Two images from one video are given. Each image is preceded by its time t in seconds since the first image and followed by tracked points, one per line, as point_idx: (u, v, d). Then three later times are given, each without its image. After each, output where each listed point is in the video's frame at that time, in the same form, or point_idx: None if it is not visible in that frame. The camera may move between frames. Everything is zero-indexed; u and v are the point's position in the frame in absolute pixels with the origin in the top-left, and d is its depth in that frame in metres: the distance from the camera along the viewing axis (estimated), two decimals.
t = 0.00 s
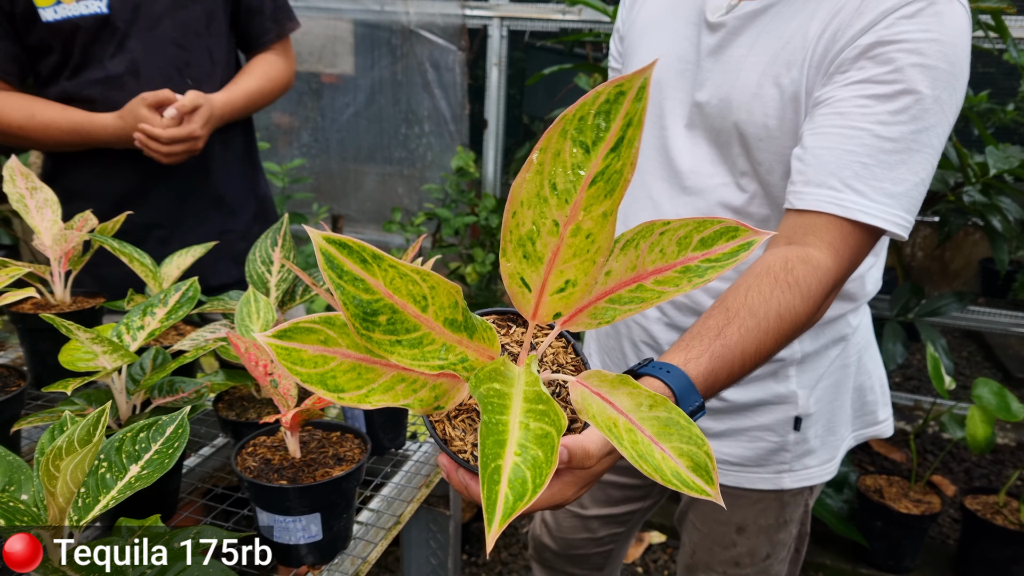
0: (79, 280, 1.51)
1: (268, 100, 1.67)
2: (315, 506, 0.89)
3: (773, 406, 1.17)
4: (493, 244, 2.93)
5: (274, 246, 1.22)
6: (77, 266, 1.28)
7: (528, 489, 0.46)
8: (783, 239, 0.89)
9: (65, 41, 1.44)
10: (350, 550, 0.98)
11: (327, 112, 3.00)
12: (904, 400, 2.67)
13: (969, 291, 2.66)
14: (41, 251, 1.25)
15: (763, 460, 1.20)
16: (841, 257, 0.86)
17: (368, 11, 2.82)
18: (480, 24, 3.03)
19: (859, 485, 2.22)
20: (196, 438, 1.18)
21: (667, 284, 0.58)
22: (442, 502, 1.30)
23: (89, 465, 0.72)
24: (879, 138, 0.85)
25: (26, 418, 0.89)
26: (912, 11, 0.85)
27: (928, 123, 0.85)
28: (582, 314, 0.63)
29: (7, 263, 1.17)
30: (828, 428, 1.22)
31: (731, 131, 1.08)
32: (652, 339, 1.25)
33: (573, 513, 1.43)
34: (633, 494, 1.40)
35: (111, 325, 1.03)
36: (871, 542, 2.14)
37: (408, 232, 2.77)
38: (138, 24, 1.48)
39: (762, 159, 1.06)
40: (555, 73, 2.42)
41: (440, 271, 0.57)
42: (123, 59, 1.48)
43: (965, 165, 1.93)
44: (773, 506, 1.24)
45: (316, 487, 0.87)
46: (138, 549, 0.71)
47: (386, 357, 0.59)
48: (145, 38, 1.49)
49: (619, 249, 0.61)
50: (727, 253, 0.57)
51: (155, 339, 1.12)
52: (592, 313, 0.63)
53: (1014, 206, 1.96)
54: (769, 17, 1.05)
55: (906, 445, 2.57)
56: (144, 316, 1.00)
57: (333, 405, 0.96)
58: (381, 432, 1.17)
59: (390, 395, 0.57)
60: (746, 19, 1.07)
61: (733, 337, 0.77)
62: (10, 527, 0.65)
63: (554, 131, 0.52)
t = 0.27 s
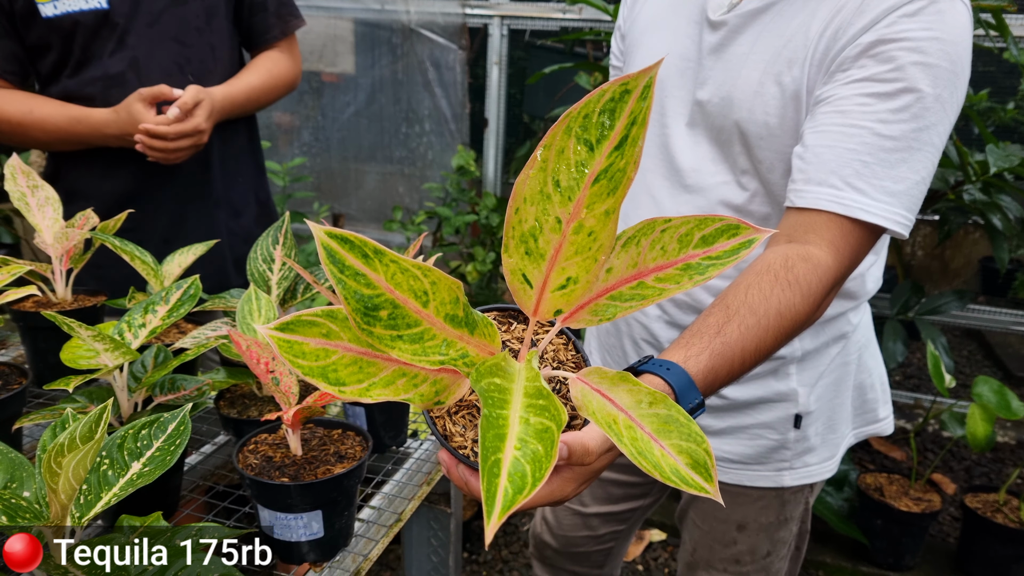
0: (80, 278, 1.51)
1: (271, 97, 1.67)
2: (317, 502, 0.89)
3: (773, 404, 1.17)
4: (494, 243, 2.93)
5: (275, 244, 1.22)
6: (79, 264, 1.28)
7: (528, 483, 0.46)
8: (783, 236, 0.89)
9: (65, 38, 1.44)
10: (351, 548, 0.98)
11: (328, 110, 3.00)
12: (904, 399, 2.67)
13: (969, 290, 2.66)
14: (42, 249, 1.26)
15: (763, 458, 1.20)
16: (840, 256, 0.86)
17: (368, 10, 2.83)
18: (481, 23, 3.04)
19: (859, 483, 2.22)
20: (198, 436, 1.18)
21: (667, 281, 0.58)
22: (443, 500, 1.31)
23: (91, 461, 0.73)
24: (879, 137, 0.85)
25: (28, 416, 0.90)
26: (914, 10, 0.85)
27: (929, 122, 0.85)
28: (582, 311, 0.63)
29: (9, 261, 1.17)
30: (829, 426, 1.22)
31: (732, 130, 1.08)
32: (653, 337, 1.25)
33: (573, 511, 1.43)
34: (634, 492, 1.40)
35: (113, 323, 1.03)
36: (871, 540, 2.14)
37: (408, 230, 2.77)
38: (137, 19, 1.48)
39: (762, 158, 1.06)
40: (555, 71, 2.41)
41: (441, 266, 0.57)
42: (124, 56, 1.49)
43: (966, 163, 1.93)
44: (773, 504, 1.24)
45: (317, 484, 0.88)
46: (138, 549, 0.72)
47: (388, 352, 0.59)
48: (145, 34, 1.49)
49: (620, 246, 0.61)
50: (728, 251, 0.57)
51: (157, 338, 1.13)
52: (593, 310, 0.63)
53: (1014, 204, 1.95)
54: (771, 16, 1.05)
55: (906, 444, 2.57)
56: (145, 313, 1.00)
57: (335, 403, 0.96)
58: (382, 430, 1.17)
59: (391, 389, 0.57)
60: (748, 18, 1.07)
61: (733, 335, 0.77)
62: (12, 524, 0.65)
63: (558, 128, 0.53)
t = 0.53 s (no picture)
0: (81, 276, 1.52)
1: (272, 102, 1.67)
2: (318, 501, 0.89)
3: (773, 403, 1.17)
4: (495, 242, 2.93)
5: (276, 243, 1.22)
6: (80, 263, 1.28)
7: (527, 480, 0.46)
8: (784, 235, 0.89)
9: (69, 33, 1.44)
10: (352, 547, 0.98)
11: (329, 110, 3.01)
12: (904, 398, 2.67)
13: (969, 289, 2.66)
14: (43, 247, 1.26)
15: (764, 457, 1.20)
16: (841, 254, 0.86)
17: (369, 9, 2.82)
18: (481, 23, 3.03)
19: (859, 482, 2.22)
20: (199, 435, 1.18)
21: (667, 277, 0.59)
22: (443, 499, 1.31)
23: (92, 459, 0.73)
24: (880, 135, 0.85)
25: (29, 414, 0.90)
26: (914, 8, 0.85)
27: (929, 120, 0.85)
28: (582, 308, 0.63)
29: (10, 259, 1.17)
30: (829, 425, 1.22)
31: (733, 129, 1.08)
32: (653, 336, 1.25)
33: (573, 510, 1.43)
34: (634, 491, 1.41)
35: (113, 322, 1.03)
36: (871, 539, 2.14)
37: (409, 229, 2.77)
38: (142, 17, 1.48)
39: (763, 157, 1.06)
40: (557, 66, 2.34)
41: (439, 263, 0.57)
42: (128, 53, 1.49)
43: (966, 163, 1.93)
44: (774, 503, 1.24)
45: (318, 483, 0.88)
46: (138, 549, 0.71)
47: (387, 350, 0.59)
48: (149, 31, 1.50)
49: (619, 243, 0.61)
50: (727, 247, 0.57)
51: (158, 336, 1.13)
52: (592, 307, 0.63)
53: (1015, 204, 1.95)
54: (771, 14, 1.05)
55: (906, 443, 2.57)
56: (146, 312, 1.01)
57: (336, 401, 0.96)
58: (383, 429, 1.17)
59: (390, 387, 0.58)
60: (748, 17, 1.07)
61: (734, 333, 0.77)
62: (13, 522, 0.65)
63: (558, 125, 0.53)
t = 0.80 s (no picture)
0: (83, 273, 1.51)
1: (287, 103, 1.67)
2: (318, 500, 0.89)
3: (774, 401, 1.17)
4: (495, 241, 2.93)
5: (276, 241, 1.22)
6: (79, 261, 1.28)
7: (526, 476, 0.46)
8: (784, 233, 0.89)
9: (79, 29, 1.44)
10: (352, 545, 0.98)
11: (329, 108, 2.99)
12: (904, 397, 2.67)
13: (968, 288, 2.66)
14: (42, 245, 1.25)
15: (764, 455, 1.20)
16: (841, 252, 0.86)
17: (369, 7, 2.81)
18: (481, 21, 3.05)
19: (859, 481, 2.22)
20: (198, 434, 1.18)
21: (667, 275, 0.58)
22: (444, 498, 1.31)
23: (92, 458, 0.73)
24: (880, 133, 0.85)
25: (28, 413, 0.90)
26: (914, 5, 0.85)
27: (929, 118, 0.85)
28: (582, 305, 0.63)
29: (10, 258, 1.17)
30: (830, 424, 1.22)
31: (733, 127, 1.08)
32: (653, 333, 1.25)
33: (574, 509, 1.43)
34: (634, 490, 1.41)
35: (113, 320, 1.03)
36: (871, 538, 2.14)
37: (409, 228, 2.78)
38: (154, 14, 1.48)
39: (764, 155, 1.06)
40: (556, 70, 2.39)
41: (439, 258, 0.57)
42: (139, 50, 1.48)
43: (966, 161, 1.93)
44: (774, 502, 1.24)
45: (318, 481, 0.88)
46: (138, 549, 0.72)
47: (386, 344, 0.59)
48: (160, 28, 1.49)
49: (619, 240, 0.61)
50: (728, 245, 0.57)
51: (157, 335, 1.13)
52: (592, 305, 0.63)
53: (1013, 203, 1.94)
54: (771, 13, 1.05)
55: (906, 442, 2.58)
56: (146, 310, 1.00)
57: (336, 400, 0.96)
58: (383, 428, 1.17)
59: (389, 382, 0.57)
60: (748, 15, 1.07)
61: (734, 331, 0.77)
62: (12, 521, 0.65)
63: (558, 121, 0.53)
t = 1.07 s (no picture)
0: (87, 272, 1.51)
1: (305, 105, 1.68)
2: (317, 500, 0.89)
3: (774, 401, 1.17)
4: (495, 240, 2.93)
5: (274, 241, 1.22)
6: (78, 261, 1.27)
7: (525, 482, 0.46)
8: (784, 233, 0.89)
9: (95, 25, 1.43)
10: (351, 545, 0.98)
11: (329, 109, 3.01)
12: (905, 396, 2.67)
13: (969, 287, 2.66)
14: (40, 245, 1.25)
15: (765, 455, 1.20)
16: (842, 253, 0.86)
17: (369, 6, 2.82)
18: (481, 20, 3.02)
19: (859, 480, 2.22)
20: (197, 433, 1.18)
21: (668, 278, 0.58)
22: (443, 498, 1.30)
23: (89, 459, 0.72)
24: (880, 133, 0.85)
25: (26, 413, 0.90)
26: (916, 5, 0.85)
27: (930, 118, 0.84)
28: (582, 308, 0.63)
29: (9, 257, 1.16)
30: (830, 424, 1.22)
31: (733, 127, 1.08)
32: (652, 333, 1.25)
33: (574, 508, 1.43)
34: (634, 490, 1.40)
35: (111, 320, 1.03)
36: (871, 537, 2.13)
37: (409, 227, 2.77)
38: (170, 10, 1.47)
39: (764, 155, 1.05)
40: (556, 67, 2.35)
41: (438, 263, 0.57)
42: (156, 48, 1.48)
43: (966, 160, 1.92)
44: (774, 501, 1.24)
45: (317, 481, 0.87)
46: (138, 548, 0.72)
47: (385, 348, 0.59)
48: (176, 26, 1.49)
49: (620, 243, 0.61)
50: (729, 248, 0.56)
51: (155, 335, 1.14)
52: (592, 307, 0.63)
53: (1013, 202, 1.93)
54: (772, 12, 1.05)
55: (906, 441, 2.58)
56: (145, 310, 1.00)
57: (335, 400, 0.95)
58: (383, 427, 1.17)
59: (388, 386, 0.57)
60: (749, 15, 1.07)
61: (734, 333, 0.77)
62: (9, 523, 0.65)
63: (557, 123, 0.52)
